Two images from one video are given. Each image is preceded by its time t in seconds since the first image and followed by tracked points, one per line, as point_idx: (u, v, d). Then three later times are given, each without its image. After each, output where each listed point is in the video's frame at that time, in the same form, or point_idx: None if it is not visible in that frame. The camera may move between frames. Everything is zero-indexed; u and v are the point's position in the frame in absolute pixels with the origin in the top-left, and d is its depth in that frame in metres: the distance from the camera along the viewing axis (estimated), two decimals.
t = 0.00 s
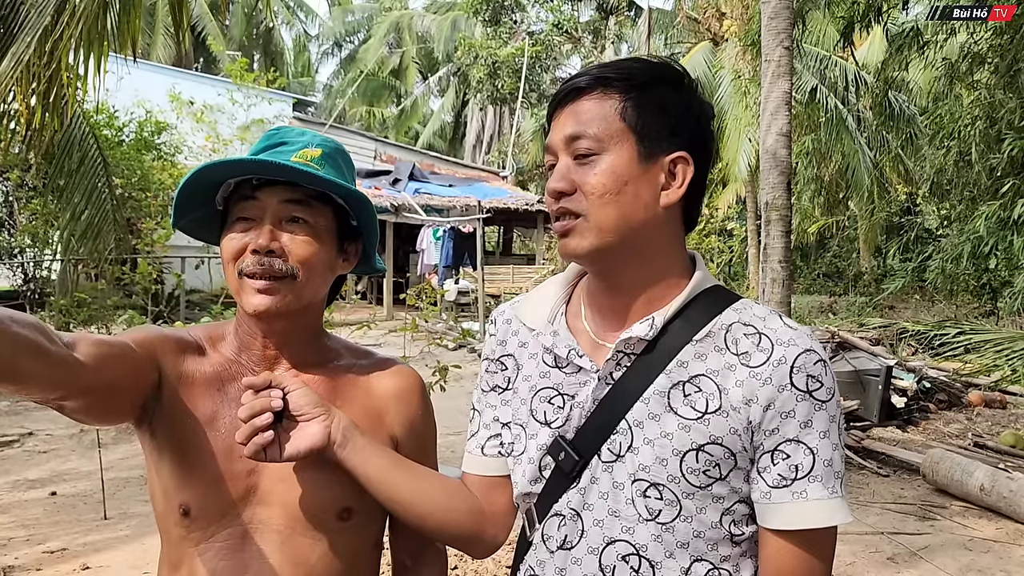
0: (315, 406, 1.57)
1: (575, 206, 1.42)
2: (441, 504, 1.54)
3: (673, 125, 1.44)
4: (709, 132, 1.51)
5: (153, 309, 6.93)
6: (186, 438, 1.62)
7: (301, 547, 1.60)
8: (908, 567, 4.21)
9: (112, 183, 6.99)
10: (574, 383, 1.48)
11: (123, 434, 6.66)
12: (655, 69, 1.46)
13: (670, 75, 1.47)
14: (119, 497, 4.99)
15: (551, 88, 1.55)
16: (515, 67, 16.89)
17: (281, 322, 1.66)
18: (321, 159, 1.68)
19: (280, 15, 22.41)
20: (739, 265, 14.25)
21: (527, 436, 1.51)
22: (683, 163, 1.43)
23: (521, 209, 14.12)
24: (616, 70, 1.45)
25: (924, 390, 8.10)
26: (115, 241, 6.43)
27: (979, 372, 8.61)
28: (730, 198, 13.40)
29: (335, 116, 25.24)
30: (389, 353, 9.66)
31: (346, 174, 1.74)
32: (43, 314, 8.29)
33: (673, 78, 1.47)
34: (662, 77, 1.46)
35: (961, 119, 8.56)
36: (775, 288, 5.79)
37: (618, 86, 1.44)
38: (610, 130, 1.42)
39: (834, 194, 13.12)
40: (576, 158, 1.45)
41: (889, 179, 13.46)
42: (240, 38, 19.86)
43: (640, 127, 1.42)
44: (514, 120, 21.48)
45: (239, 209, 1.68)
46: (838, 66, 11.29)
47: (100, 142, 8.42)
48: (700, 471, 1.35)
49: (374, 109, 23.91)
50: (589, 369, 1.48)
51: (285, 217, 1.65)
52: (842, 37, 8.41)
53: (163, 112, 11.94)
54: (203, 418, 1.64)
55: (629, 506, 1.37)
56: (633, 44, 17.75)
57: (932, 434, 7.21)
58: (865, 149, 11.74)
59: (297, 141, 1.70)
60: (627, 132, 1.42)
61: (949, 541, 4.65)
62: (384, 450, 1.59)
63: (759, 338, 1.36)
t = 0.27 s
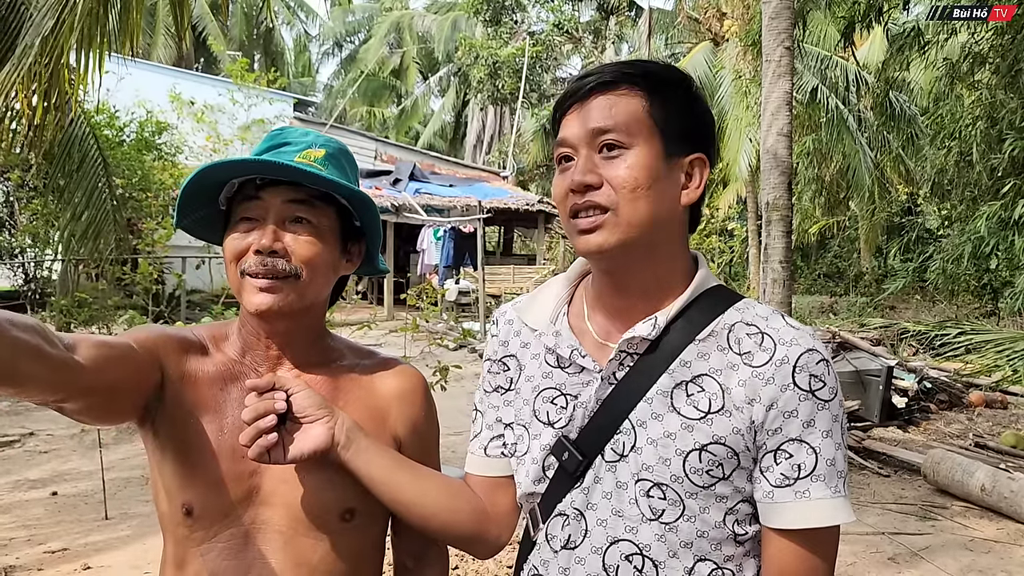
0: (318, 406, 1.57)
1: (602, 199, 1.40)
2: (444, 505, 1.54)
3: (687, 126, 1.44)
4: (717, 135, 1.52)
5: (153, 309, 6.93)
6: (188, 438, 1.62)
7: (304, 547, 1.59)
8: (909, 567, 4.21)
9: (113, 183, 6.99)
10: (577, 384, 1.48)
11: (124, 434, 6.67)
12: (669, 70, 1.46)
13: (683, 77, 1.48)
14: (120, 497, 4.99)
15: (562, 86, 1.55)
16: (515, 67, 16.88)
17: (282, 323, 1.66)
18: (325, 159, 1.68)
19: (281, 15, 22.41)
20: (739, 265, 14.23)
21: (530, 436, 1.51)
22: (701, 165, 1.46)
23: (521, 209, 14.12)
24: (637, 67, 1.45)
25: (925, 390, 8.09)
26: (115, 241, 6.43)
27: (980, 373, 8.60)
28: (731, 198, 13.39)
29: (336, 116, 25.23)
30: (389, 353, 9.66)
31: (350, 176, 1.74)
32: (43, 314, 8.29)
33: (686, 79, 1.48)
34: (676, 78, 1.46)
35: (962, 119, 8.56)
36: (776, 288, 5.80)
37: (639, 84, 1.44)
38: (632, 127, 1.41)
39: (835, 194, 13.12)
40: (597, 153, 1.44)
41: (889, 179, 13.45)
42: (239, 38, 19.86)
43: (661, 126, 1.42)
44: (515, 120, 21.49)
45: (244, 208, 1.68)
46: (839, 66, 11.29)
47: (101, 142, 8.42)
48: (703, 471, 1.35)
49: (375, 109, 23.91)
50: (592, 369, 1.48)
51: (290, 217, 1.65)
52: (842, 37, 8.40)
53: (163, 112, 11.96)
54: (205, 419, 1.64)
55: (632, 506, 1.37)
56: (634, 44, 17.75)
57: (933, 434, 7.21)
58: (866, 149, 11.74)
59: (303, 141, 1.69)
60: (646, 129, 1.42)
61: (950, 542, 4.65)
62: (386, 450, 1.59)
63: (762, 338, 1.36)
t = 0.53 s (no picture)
0: (319, 405, 1.57)
1: (603, 200, 1.40)
2: (444, 505, 1.54)
3: (688, 128, 1.44)
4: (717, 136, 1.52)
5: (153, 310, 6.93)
6: (188, 438, 1.62)
7: (305, 547, 1.60)
8: (909, 568, 4.21)
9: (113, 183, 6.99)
10: (577, 384, 1.48)
11: (125, 434, 6.67)
12: (671, 71, 1.47)
13: (685, 78, 1.48)
14: (120, 497, 4.99)
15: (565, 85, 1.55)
16: (515, 67, 16.87)
17: (283, 322, 1.66)
18: (327, 159, 1.69)
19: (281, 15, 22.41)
20: (739, 265, 14.22)
21: (529, 436, 1.51)
22: (703, 168, 1.46)
23: (521, 209, 14.11)
24: (642, 68, 1.45)
25: (924, 390, 8.09)
26: (115, 242, 6.44)
27: (980, 373, 8.60)
28: (731, 198, 13.39)
29: (336, 116, 25.24)
30: (389, 353, 9.65)
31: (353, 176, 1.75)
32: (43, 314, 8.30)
33: (688, 81, 1.48)
34: (678, 80, 1.46)
35: (962, 119, 8.55)
36: (776, 288, 5.80)
37: (643, 85, 1.44)
38: (635, 128, 1.42)
39: (835, 194, 13.13)
40: (600, 153, 1.44)
41: (889, 180, 13.45)
42: (239, 38, 19.85)
43: (665, 128, 1.42)
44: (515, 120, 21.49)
45: (246, 207, 1.68)
46: (840, 66, 11.29)
47: (101, 142, 8.42)
48: (703, 471, 1.35)
49: (375, 109, 23.91)
50: (592, 369, 1.48)
51: (293, 217, 1.65)
52: (842, 37, 8.39)
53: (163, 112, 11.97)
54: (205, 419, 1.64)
55: (631, 506, 1.38)
56: (634, 44, 17.74)
57: (933, 435, 7.21)
58: (866, 149, 11.74)
59: (306, 141, 1.70)
60: (647, 130, 1.42)
61: (950, 542, 4.65)
62: (386, 450, 1.59)
63: (761, 338, 1.36)
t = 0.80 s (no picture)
0: (318, 402, 1.57)
1: (586, 202, 1.41)
2: (443, 505, 1.55)
3: (682, 127, 1.44)
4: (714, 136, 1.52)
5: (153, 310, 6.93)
6: (190, 443, 1.62)
7: (303, 547, 1.60)
8: (907, 567, 4.21)
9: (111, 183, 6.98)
10: (574, 382, 1.48)
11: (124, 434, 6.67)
12: (665, 72, 1.47)
13: (679, 80, 1.48)
14: (119, 497, 4.99)
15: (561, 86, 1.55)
16: (514, 67, 16.85)
17: (287, 325, 1.66)
18: (329, 161, 1.69)
19: (280, 15, 22.41)
20: (738, 265, 14.23)
21: (527, 434, 1.51)
22: (690, 166, 1.45)
23: (520, 209, 14.11)
24: (627, 69, 1.46)
25: (923, 390, 8.10)
26: (113, 242, 6.44)
27: (979, 372, 8.61)
28: (730, 198, 13.41)
29: (335, 116, 25.24)
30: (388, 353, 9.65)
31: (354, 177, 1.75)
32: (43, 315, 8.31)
33: (683, 83, 1.48)
34: (672, 81, 1.47)
35: (961, 119, 8.55)
36: (775, 288, 5.79)
37: (631, 86, 1.45)
38: (624, 131, 1.42)
39: (834, 195, 13.15)
40: (586, 156, 1.44)
41: (888, 179, 13.46)
42: (238, 39, 19.84)
43: (650, 128, 1.42)
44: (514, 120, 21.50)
45: (249, 210, 1.68)
46: (838, 66, 11.29)
47: (100, 143, 8.41)
48: (699, 469, 1.35)
49: (374, 109, 23.91)
50: (589, 367, 1.48)
51: (297, 219, 1.66)
52: (841, 37, 8.39)
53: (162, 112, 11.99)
54: (205, 422, 1.64)
55: (628, 504, 1.38)
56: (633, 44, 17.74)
57: (932, 434, 7.22)
58: (865, 149, 11.75)
59: (306, 143, 1.70)
60: (638, 133, 1.42)
61: (949, 541, 4.65)
62: (385, 447, 1.59)
63: (758, 337, 1.36)
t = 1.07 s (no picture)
0: (314, 400, 1.58)
1: (559, 210, 1.43)
2: (440, 503, 1.55)
3: (661, 125, 1.43)
4: (700, 134, 1.51)
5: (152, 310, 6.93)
6: (188, 439, 1.62)
7: (300, 547, 1.60)
8: (905, 566, 4.22)
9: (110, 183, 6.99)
10: (570, 382, 1.49)
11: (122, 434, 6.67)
12: (644, 70, 1.47)
13: (660, 76, 1.48)
14: (117, 497, 4.99)
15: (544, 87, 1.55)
16: (513, 67, 16.85)
17: (284, 321, 1.66)
18: (318, 158, 1.69)
19: (278, 15, 22.43)
20: (737, 265, 14.24)
21: (524, 433, 1.51)
22: (668, 166, 1.43)
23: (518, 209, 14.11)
24: (602, 72, 1.46)
25: (922, 389, 8.11)
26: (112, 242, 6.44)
27: (977, 372, 8.61)
28: (729, 198, 13.42)
29: (333, 116, 25.24)
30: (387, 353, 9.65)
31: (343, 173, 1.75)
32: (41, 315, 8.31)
33: (664, 79, 1.47)
34: (653, 78, 1.46)
35: (958, 119, 8.56)
36: (773, 287, 5.80)
37: (604, 89, 1.45)
38: (596, 135, 1.42)
39: (832, 194, 13.16)
40: (559, 159, 1.45)
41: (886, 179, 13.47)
42: (237, 39, 19.85)
43: (626, 130, 1.42)
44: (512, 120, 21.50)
45: (241, 207, 1.67)
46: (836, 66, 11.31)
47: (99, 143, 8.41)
48: (694, 469, 1.35)
49: (372, 109, 23.92)
50: (584, 367, 1.49)
51: (292, 216, 1.66)
52: (839, 37, 8.41)
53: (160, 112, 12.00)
54: (204, 418, 1.64)
55: (623, 504, 1.38)
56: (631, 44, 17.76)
57: (930, 433, 7.23)
58: (863, 149, 11.77)
59: (294, 140, 1.70)
60: (612, 134, 1.42)
61: (947, 541, 4.66)
62: (381, 445, 1.59)
63: (752, 336, 1.36)
